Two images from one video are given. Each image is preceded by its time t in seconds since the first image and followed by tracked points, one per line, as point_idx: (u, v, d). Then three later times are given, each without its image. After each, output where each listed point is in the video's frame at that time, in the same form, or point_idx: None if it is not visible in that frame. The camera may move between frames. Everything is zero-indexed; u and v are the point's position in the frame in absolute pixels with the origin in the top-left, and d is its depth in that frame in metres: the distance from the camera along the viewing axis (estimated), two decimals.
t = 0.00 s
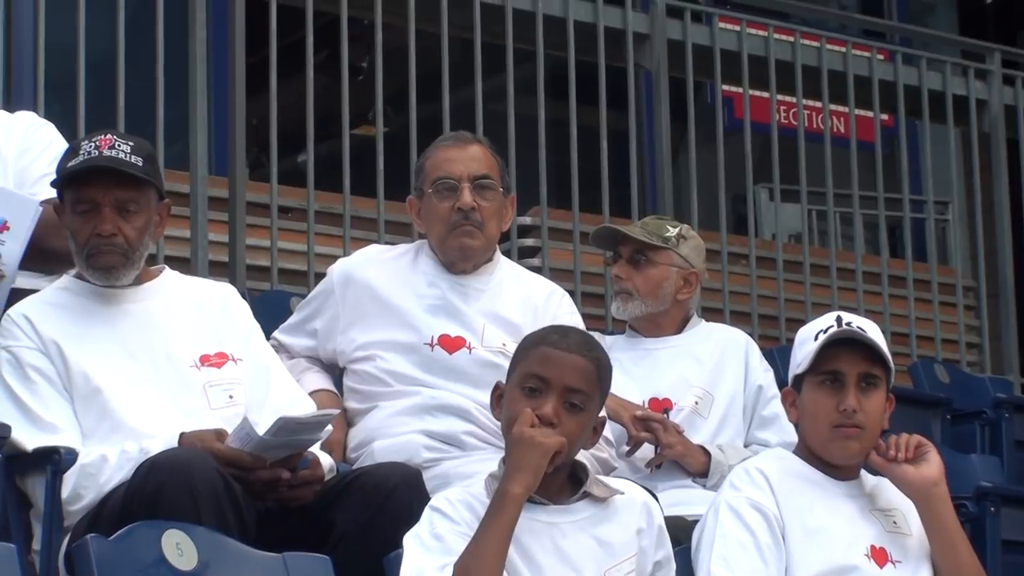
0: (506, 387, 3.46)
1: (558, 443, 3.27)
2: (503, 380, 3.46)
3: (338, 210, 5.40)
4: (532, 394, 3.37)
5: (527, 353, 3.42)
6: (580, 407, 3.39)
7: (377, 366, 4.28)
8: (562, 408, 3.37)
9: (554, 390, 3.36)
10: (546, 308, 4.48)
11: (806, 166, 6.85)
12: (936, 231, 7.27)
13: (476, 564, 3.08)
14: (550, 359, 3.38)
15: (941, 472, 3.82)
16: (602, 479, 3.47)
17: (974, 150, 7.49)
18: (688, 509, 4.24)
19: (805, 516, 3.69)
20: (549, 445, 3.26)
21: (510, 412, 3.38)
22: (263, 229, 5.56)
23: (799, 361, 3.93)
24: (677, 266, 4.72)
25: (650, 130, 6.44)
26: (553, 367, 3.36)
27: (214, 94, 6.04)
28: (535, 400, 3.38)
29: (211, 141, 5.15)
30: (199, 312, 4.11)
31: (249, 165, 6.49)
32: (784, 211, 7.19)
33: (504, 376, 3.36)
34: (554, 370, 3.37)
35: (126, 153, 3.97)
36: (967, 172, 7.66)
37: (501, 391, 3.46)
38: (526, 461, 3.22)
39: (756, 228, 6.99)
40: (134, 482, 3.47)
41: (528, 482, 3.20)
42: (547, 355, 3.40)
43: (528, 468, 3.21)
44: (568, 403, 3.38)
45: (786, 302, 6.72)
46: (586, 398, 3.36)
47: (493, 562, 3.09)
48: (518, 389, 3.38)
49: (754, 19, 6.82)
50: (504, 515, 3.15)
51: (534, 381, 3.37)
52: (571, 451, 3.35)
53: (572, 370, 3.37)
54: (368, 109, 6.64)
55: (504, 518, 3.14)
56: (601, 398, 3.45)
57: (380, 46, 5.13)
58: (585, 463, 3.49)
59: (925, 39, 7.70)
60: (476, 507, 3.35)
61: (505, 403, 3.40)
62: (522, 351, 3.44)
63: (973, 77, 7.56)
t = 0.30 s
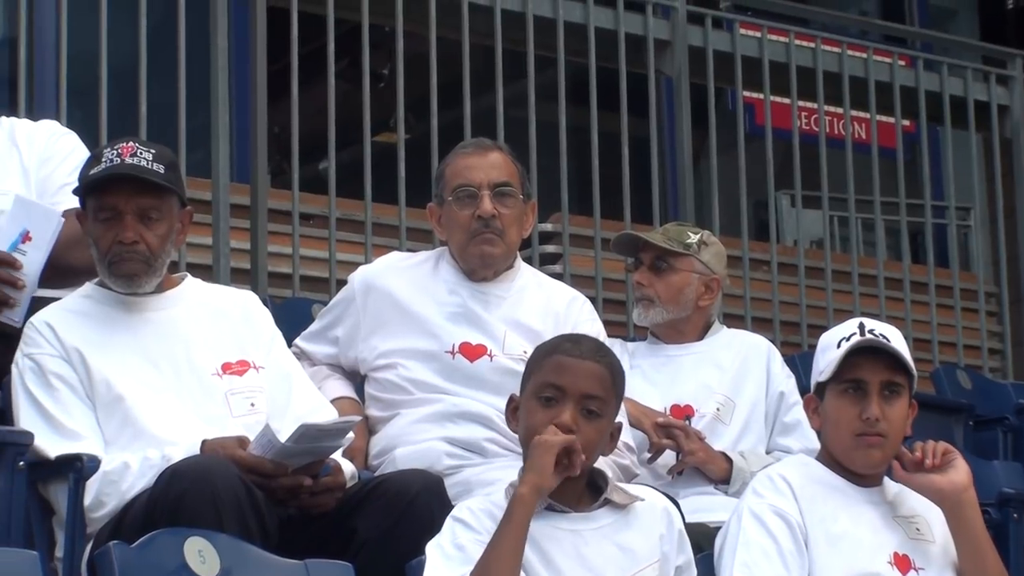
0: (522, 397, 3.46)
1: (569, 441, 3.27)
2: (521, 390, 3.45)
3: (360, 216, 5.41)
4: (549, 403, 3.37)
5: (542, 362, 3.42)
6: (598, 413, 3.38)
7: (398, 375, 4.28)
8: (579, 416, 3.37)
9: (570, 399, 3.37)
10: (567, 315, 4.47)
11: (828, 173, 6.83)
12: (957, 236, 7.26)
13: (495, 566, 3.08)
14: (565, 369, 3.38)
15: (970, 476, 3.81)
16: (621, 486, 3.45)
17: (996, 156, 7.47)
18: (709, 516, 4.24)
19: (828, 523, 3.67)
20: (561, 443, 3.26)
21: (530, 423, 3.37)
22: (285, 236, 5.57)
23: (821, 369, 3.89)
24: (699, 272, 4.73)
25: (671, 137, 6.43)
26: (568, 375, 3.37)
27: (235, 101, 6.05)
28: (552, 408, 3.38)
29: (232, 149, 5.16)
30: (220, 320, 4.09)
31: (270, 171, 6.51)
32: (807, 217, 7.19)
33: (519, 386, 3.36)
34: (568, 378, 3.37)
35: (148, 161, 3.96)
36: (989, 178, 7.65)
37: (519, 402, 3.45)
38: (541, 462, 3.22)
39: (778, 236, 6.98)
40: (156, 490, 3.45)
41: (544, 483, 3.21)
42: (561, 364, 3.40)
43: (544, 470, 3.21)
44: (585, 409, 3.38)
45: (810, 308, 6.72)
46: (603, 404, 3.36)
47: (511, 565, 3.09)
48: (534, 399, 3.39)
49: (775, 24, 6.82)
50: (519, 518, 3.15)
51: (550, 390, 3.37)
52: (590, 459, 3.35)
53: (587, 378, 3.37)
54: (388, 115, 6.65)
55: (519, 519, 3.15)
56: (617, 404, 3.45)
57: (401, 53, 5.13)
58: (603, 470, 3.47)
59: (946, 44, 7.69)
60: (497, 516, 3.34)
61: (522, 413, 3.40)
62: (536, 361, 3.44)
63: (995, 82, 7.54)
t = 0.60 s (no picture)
0: (555, 406, 3.45)
1: (541, 433, 3.28)
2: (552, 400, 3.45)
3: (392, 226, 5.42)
4: (588, 412, 3.37)
5: (580, 371, 3.41)
6: (636, 422, 3.38)
7: (429, 384, 4.28)
8: (619, 424, 3.37)
9: (611, 407, 3.36)
10: (598, 323, 4.46)
11: (859, 181, 6.80)
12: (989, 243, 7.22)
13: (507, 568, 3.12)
14: (604, 377, 3.38)
15: (994, 485, 3.74)
16: (651, 496, 3.45)
17: None
18: (742, 525, 4.23)
19: (861, 532, 3.63)
20: (534, 437, 3.27)
21: (565, 432, 3.37)
22: (317, 246, 5.59)
23: (848, 378, 3.86)
24: (730, 281, 4.72)
25: (701, 145, 6.42)
26: (609, 383, 3.37)
27: (267, 112, 6.07)
28: (591, 417, 3.37)
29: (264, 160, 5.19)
30: (252, 329, 4.09)
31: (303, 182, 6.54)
32: (837, 224, 7.25)
33: (556, 396, 3.36)
34: (609, 387, 3.37)
35: (180, 171, 3.97)
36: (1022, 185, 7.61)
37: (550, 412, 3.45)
38: (522, 460, 3.24)
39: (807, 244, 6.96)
40: (189, 501, 3.46)
41: (533, 476, 3.21)
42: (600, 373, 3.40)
43: (526, 465, 3.23)
44: (624, 418, 3.37)
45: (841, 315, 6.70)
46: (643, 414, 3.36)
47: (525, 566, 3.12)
48: (572, 407, 3.38)
49: (805, 32, 6.81)
50: (525, 518, 3.18)
51: (590, 399, 3.37)
52: (624, 469, 3.35)
53: (627, 386, 3.37)
54: (420, 125, 6.67)
55: (523, 519, 3.17)
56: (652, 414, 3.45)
57: (432, 63, 5.14)
58: (634, 480, 3.47)
59: (978, 51, 7.65)
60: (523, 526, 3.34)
61: (558, 420, 3.40)
62: (571, 370, 3.43)
63: None
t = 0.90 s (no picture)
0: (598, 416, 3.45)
1: (587, 444, 3.28)
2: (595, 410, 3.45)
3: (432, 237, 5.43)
4: (632, 422, 3.37)
5: (624, 381, 3.41)
6: (679, 435, 3.38)
7: (471, 397, 4.29)
8: (663, 436, 3.37)
9: (655, 418, 3.36)
10: (640, 335, 4.45)
11: (901, 191, 6.76)
12: None
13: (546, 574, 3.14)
14: (650, 388, 3.38)
15: None
16: (693, 510, 3.43)
17: None
18: (785, 536, 4.21)
19: (905, 544, 3.60)
20: (581, 449, 3.27)
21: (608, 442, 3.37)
22: (358, 258, 5.61)
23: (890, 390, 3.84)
24: (772, 292, 4.71)
25: (742, 156, 6.39)
26: (655, 394, 3.37)
27: (308, 125, 6.10)
28: (634, 427, 3.37)
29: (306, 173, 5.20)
30: (295, 342, 4.10)
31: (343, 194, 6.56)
32: (879, 235, 7.19)
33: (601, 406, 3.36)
34: (654, 398, 3.37)
35: (222, 184, 3.99)
36: None
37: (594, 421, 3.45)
38: (566, 472, 3.25)
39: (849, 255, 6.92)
40: (231, 512, 3.47)
41: (576, 488, 3.22)
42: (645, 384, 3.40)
43: (569, 477, 3.23)
44: (667, 430, 3.37)
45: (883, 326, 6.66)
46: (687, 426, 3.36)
47: None
48: (617, 417, 3.38)
49: (846, 42, 6.77)
50: (568, 526, 3.20)
51: (634, 410, 3.37)
52: (664, 480, 3.33)
53: (671, 398, 3.37)
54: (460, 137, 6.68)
55: (567, 525, 3.20)
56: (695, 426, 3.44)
57: (471, 75, 5.14)
58: (676, 493, 3.46)
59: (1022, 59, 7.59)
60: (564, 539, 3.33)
61: (600, 430, 3.40)
62: (615, 381, 3.43)
63: None
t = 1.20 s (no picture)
0: (636, 430, 3.45)
1: (637, 458, 3.25)
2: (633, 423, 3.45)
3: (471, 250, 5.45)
4: (671, 435, 3.36)
5: (663, 394, 3.41)
6: (718, 447, 3.38)
7: (511, 410, 4.29)
8: (702, 449, 3.36)
9: (693, 431, 3.36)
10: (681, 347, 4.44)
11: (944, 202, 6.72)
12: None
13: None
14: (688, 401, 3.37)
15: None
16: (734, 522, 3.42)
17: None
18: (826, 549, 4.19)
19: (946, 556, 3.56)
20: (630, 463, 3.24)
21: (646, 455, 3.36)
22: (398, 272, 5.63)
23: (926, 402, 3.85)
24: (813, 304, 4.69)
25: (782, 168, 6.37)
26: (693, 407, 3.36)
27: (348, 139, 6.12)
28: (673, 440, 3.37)
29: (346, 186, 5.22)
30: (336, 355, 4.11)
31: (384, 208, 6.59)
32: (920, 247, 7.14)
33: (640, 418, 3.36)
34: (692, 411, 3.36)
35: (262, 198, 4.00)
36: None
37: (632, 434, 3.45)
38: (615, 484, 3.22)
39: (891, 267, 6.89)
40: (273, 526, 3.49)
41: (624, 502, 3.20)
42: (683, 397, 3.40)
43: (618, 491, 3.21)
44: (706, 443, 3.37)
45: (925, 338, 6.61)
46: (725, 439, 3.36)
47: None
48: (655, 430, 3.38)
49: (888, 53, 6.73)
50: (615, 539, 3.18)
51: (672, 422, 3.37)
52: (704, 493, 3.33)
53: (710, 411, 3.37)
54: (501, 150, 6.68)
55: (614, 538, 3.18)
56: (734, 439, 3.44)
57: (510, 89, 5.15)
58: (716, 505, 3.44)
59: None
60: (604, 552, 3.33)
61: (639, 443, 3.40)
62: (653, 394, 3.43)
63: None
